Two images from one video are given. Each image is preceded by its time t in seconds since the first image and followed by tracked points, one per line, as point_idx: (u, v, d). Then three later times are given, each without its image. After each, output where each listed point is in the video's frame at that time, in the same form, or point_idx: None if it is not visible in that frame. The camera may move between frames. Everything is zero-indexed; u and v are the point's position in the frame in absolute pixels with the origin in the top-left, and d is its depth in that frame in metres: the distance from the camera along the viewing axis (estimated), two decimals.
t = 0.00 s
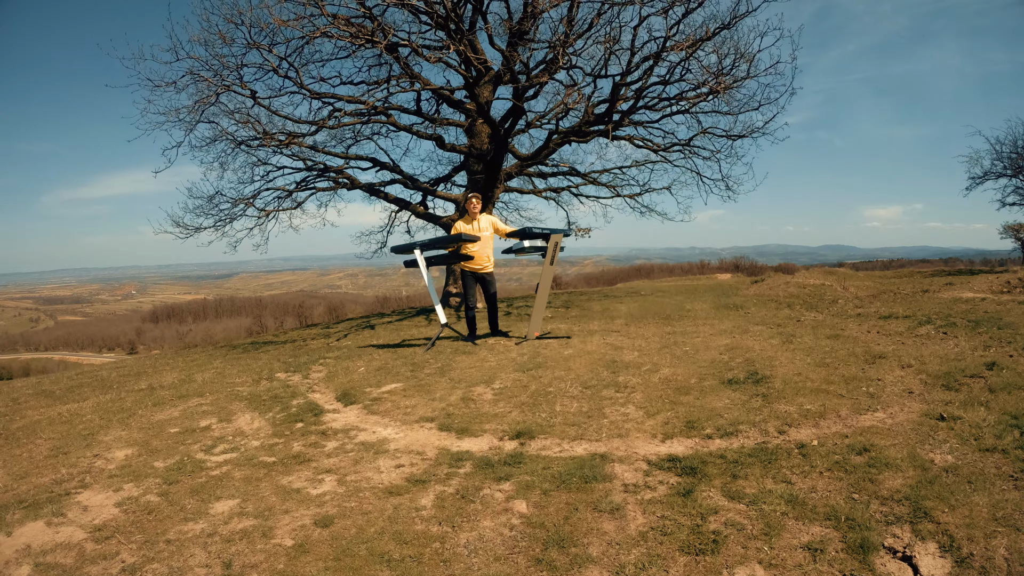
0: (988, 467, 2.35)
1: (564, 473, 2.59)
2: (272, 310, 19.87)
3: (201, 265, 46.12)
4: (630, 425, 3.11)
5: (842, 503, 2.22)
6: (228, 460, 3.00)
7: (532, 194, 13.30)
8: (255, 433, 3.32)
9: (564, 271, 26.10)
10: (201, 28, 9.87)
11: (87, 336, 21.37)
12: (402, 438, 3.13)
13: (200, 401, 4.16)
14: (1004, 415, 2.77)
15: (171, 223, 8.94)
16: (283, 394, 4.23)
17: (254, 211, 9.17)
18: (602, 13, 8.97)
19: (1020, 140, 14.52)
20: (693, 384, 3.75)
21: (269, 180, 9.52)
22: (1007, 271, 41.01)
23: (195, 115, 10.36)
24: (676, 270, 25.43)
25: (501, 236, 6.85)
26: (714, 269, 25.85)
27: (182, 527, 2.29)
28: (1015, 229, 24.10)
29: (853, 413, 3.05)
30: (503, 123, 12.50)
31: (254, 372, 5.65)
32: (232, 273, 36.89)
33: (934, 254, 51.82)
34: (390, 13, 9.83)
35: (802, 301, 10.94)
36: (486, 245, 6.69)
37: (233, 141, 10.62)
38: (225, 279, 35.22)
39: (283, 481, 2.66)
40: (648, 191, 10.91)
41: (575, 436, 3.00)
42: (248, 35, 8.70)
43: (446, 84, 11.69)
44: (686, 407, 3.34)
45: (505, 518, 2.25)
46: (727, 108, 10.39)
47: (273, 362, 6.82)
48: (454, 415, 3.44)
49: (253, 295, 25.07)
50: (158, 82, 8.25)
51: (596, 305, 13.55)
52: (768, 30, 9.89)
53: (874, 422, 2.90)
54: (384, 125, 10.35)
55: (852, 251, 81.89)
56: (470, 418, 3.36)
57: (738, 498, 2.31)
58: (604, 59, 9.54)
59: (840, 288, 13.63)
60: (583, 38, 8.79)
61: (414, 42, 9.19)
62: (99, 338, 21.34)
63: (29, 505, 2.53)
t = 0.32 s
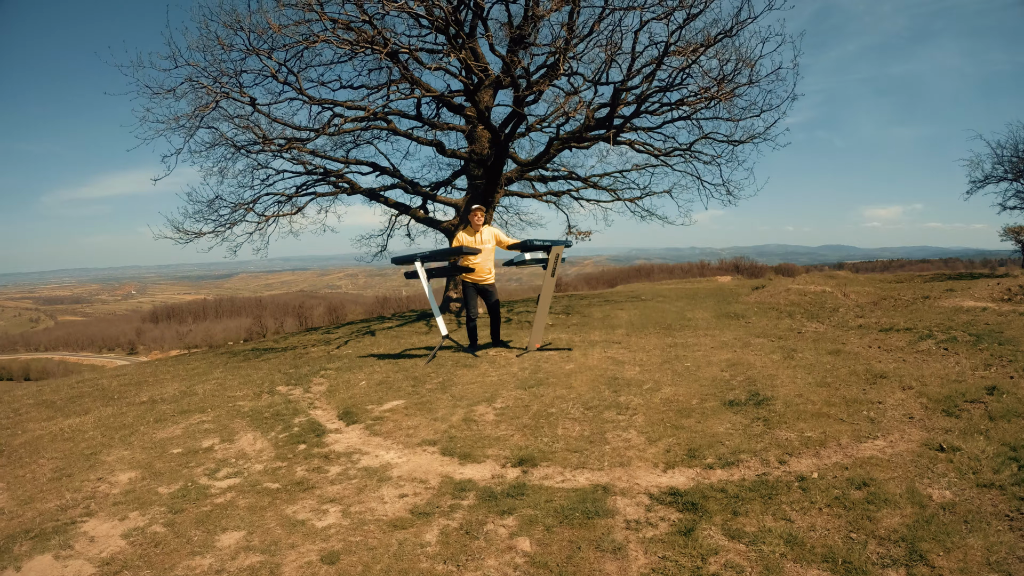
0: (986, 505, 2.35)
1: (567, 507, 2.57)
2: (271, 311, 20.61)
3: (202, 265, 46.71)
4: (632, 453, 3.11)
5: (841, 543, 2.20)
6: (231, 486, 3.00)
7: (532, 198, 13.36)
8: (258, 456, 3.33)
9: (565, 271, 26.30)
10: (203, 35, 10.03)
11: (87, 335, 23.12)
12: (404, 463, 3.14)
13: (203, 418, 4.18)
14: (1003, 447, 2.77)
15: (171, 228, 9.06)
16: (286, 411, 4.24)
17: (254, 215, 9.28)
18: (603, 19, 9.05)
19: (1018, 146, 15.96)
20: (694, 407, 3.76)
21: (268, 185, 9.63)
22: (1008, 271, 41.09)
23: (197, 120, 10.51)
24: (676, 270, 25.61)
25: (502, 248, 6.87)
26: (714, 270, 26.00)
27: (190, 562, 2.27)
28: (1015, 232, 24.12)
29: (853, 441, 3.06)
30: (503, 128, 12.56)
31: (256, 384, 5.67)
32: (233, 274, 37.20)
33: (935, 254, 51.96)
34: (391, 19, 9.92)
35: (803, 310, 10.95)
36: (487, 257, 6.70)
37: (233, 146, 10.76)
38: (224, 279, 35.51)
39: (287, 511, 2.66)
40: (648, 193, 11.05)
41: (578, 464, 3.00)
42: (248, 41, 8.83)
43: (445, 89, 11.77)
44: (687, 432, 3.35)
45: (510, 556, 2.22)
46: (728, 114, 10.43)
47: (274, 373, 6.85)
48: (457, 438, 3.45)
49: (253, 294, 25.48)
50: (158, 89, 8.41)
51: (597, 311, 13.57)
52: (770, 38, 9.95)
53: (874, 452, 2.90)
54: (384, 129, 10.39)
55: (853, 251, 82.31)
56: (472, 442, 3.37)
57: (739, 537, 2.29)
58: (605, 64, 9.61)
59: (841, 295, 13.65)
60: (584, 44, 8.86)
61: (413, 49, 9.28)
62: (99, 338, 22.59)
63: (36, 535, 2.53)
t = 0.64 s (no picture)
0: (982, 540, 2.36)
1: (569, 539, 2.58)
2: (269, 311, 21.39)
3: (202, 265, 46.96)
4: (634, 480, 3.12)
5: None
6: (236, 510, 3.02)
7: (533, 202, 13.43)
8: (262, 478, 3.34)
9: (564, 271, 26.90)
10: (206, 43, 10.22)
11: (86, 336, 23.97)
12: (407, 488, 3.16)
13: (205, 434, 4.19)
14: (1001, 476, 2.78)
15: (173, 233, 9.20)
16: (289, 428, 4.24)
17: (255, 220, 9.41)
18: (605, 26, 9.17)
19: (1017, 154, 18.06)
20: (695, 428, 3.77)
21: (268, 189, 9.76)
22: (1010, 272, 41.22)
23: (198, 126, 10.68)
24: (675, 271, 26.15)
25: (507, 258, 6.89)
26: (713, 270, 26.35)
27: None
28: (1016, 234, 24.15)
29: (853, 469, 3.07)
30: (504, 133, 12.67)
31: (258, 397, 5.70)
32: (235, 276, 37.42)
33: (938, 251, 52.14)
34: (391, 25, 10.07)
35: (802, 319, 10.97)
36: (493, 267, 6.72)
37: (234, 150, 10.92)
38: (224, 279, 35.77)
39: (293, 539, 2.67)
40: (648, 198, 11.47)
41: (580, 492, 3.02)
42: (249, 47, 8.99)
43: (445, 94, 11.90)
44: (688, 457, 3.35)
45: None
46: (729, 119, 10.55)
47: (276, 383, 6.88)
48: (460, 461, 3.46)
49: (251, 295, 26.34)
50: (161, 95, 8.58)
51: (597, 318, 13.60)
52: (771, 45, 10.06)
53: (873, 481, 2.92)
54: (383, 134, 10.47)
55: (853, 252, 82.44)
56: (475, 465, 3.39)
57: (739, 573, 2.28)
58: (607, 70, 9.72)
59: (842, 302, 13.67)
60: (585, 51, 8.97)
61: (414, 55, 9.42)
62: (98, 339, 23.63)
63: (43, 565, 2.54)
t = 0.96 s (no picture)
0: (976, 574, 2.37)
1: (572, 570, 2.59)
2: (268, 311, 25.24)
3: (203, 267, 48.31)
4: (635, 506, 3.13)
5: None
6: (242, 535, 3.03)
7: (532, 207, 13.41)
8: (267, 499, 3.37)
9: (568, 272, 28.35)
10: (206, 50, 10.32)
11: (86, 336, 30.43)
12: (411, 512, 3.18)
13: (209, 450, 4.21)
14: (997, 505, 2.80)
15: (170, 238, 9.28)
16: (292, 445, 4.26)
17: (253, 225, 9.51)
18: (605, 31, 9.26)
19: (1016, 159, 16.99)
20: (697, 449, 3.78)
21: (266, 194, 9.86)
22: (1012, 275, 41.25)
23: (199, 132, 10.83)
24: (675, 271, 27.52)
25: (513, 269, 6.86)
26: (713, 273, 27.27)
27: None
28: (1015, 237, 24.21)
29: (852, 496, 3.08)
30: (504, 138, 12.74)
31: (261, 409, 5.72)
32: (233, 277, 38.17)
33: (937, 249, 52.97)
34: (391, 32, 10.16)
35: (802, 328, 10.96)
36: (498, 279, 6.68)
37: (233, 156, 11.01)
38: (225, 280, 36.55)
39: (299, 567, 2.69)
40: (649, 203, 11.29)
41: (582, 518, 3.04)
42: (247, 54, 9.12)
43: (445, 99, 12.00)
44: (689, 481, 3.37)
45: None
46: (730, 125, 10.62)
47: (278, 393, 6.88)
48: (463, 483, 3.48)
49: (251, 296, 30.08)
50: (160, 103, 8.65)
51: (598, 324, 13.62)
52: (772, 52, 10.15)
53: (871, 509, 2.93)
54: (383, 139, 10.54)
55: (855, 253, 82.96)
56: (478, 488, 3.41)
57: None
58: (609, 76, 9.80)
59: (843, 309, 13.63)
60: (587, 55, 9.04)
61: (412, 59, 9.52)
62: (99, 339, 29.69)
63: None
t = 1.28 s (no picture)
0: None
1: None
2: (268, 314, 28.41)
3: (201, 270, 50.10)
4: (636, 531, 3.15)
5: None
6: (248, 557, 3.06)
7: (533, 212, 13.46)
8: (272, 521, 3.39)
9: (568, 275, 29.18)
10: (207, 58, 10.45)
11: (87, 336, 33.50)
12: (415, 536, 3.21)
13: (212, 467, 4.25)
14: (990, 534, 2.83)
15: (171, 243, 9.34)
16: (295, 462, 4.29)
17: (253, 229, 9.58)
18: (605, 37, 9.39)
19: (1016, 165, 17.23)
20: (697, 470, 3.81)
21: (267, 198, 9.94)
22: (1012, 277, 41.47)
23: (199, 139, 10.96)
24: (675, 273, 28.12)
25: (516, 283, 6.91)
26: (713, 275, 27.72)
27: None
28: (1016, 238, 24.37)
29: (849, 522, 3.10)
30: (504, 144, 12.83)
31: (263, 421, 5.74)
32: (233, 279, 38.89)
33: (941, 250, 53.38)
34: (390, 38, 10.28)
35: (802, 337, 10.98)
36: (501, 291, 6.70)
37: (234, 162, 11.11)
38: (226, 283, 37.23)
39: None
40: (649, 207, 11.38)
41: (584, 543, 3.06)
42: (248, 61, 9.24)
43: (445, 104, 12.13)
44: (690, 504, 3.39)
45: None
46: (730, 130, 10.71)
47: (280, 404, 6.88)
48: (466, 505, 3.51)
49: (251, 297, 33.14)
50: (161, 111, 8.77)
51: (599, 331, 13.65)
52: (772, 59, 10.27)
53: (867, 536, 2.96)
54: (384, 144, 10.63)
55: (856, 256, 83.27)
56: (480, 510, 3.43)
57: None
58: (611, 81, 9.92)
59: (844, 317, 13.65)
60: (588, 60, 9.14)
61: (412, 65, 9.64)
62: (99, 340, 33.18)
63: None
